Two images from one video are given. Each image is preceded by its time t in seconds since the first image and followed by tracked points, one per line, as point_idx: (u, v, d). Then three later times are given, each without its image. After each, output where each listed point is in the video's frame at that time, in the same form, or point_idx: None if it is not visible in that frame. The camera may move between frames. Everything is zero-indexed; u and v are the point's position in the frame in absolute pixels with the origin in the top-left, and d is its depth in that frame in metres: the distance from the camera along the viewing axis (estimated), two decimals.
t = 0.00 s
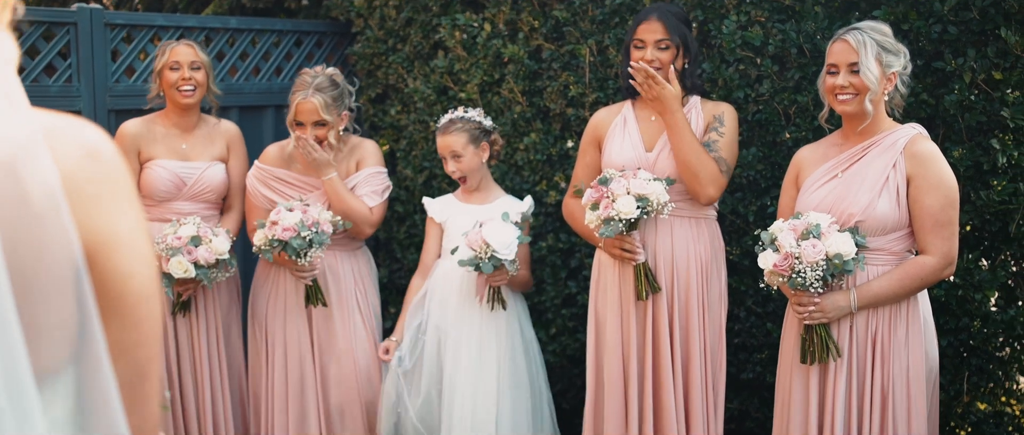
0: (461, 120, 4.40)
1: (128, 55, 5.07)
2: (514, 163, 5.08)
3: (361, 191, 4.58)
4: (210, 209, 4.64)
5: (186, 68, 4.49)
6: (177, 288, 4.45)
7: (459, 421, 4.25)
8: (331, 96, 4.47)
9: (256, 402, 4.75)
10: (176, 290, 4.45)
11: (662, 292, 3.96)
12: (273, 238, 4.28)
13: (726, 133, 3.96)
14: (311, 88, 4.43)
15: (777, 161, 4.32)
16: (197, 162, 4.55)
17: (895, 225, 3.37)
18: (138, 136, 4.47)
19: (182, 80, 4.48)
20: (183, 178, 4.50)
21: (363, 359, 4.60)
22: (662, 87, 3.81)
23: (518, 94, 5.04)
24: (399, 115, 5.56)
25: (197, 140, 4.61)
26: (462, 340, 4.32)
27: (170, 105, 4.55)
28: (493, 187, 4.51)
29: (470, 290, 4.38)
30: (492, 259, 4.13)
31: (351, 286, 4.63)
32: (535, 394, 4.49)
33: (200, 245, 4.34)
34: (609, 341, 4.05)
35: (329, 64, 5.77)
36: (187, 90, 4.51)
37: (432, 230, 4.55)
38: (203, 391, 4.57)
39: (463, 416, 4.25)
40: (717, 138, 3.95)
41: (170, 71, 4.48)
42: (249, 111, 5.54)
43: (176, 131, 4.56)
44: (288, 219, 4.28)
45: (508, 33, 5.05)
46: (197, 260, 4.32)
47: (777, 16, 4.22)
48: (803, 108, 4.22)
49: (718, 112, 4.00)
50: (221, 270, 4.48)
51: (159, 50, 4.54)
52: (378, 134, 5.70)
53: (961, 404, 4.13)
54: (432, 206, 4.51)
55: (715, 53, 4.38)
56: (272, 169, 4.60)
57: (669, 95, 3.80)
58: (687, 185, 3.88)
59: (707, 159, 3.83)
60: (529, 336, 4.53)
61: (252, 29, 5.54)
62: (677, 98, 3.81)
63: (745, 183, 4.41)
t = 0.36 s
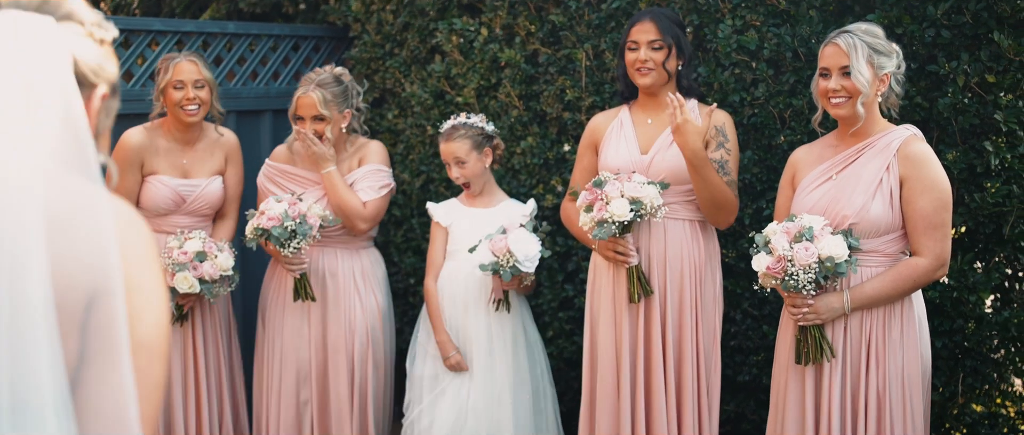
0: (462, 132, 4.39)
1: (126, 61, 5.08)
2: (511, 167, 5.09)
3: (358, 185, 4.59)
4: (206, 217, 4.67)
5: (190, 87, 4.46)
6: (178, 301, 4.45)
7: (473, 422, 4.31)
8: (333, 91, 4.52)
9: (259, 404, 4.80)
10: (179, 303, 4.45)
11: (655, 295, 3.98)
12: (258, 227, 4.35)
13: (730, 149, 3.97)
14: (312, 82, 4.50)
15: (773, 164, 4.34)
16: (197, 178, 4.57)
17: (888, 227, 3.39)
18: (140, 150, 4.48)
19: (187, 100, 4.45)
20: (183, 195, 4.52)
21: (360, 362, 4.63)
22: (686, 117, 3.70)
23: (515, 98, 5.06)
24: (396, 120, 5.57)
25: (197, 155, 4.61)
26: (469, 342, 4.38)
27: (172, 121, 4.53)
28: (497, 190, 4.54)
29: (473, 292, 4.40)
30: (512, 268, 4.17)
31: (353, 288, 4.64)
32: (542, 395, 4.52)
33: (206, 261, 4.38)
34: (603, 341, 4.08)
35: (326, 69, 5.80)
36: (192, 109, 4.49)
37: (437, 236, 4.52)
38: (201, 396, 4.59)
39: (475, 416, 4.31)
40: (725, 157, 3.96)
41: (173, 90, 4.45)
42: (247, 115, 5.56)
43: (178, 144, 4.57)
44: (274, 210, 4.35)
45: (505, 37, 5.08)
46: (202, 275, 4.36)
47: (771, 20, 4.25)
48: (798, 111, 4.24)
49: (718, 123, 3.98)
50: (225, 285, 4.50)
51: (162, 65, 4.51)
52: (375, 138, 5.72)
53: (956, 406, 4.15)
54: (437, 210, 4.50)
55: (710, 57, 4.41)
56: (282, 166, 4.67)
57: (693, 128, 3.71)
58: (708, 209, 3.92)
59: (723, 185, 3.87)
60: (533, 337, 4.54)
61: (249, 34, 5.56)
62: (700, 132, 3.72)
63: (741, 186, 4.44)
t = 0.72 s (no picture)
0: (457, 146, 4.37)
1: (124, 61, 5.09)
2: (509, 167, 5.10)
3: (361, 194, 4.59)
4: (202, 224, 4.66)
5: (199, 102, 4.45)
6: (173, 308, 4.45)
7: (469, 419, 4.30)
8: (339, 90, 4.54)
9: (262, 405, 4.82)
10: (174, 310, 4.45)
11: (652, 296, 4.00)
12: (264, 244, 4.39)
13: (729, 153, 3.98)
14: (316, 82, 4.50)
15: (770, 164, 4.36)
16: (196, 188, 4.57)
17: (881, 223, 3.41)
18: (143, 157, 4.50)
19: (195, 115, 4.45)
20: (182, 203, 4.52)
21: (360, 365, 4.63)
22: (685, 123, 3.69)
23: (512, 98, 5.07)
24: (394, 120, 5.58)
25: (200, 164, 4.63)
26: (468, 343, 4.37)
27: (177, 132, 4.53)
28: (497, 192, 4.54)
29: (472, 291, 4.40)
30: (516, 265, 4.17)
31: (359, 291, 4.65)
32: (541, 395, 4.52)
33: (201, 270, 4.39)
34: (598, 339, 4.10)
35: (324, 69, 5.81)
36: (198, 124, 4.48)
37: (439, 236, 4.59)
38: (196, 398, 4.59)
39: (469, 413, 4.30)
40: (723, 161, 3.97)
41: (182, 104, 4.43)
42: (245, 115, 5.56)
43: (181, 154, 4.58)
44: (278, 225, 4.37)
45: (503, 37, 5.08)
46: (198, 285, 4.36)
47: (768, 20, 4.26)
48: (795, 112, 4.25)
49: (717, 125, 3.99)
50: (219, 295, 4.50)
51: (170, 76, 4.48)
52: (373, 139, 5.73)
53: (952, 406, 4.16)
54: (439, 211, 4.56)
55: (708, 58, 4.42)
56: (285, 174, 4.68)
57: (691, 134, 3.69)
58: (704, 214, 3.93)
59: (722, 191, 3.89)
60: (534, 338, 4.54)
61: (248, 34, 5.57)
62: (697, 138, 3.71)
63: (738, 187, 4.45)
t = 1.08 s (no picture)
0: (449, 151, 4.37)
1: (122, 62, 5.08)
2: (507, 168, 5.11)
3: (366, 191, 4.63)
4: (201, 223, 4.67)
5: (189, 100, 4.45)
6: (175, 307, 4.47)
7: (462, 415, 4.29)
8: (343, 85, 4.59)
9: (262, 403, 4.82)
10: (177, 310, 4.46)
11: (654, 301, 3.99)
12: (281, 254, 4.36)
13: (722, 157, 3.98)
14: (323, 79, 4.54)
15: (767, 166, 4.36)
16: (193, 188, 4.57)
17: (869, 229, 3.41)
18: (136, 159, 4.45)
19: (187, 113, 4.44)
20: (180, 205, 4.52)
21: (360, 359, 4.65)
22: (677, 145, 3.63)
23: (511, 99, 5.06)
24: (392, 121, 5.58)
25: (194, 164, 4.61)
26: (464, 337, 4.35)
27: (168, 133, 4.51)
28: (494, 190, 4.55)
29: (470, 290, 4.40)
30: (525, 258, 4.16)
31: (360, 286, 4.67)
32: (539, 396, 4.52)
33: (201, 269, 4.38)
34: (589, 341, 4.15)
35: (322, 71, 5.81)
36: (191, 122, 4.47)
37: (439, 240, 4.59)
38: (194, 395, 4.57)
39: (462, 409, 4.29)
40: (717, 164, 3.97)
41: (172, 104, 4.43)
42: (243, 117, 5.56)
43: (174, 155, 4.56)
44: (295, 235, 4.33)
45: (501, 39, 5.08)
46: (198, 283, 4.36)
47: (766, 22, 4.26)
48: (792, 114, 4.25)
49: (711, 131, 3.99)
50: (220, 291, 4.51)
51: (158, 76, 4.48)
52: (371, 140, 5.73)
53: (950, 407, 4.16)
54: (438, 213, 4.58)
55: (705, 59, 4.42)
56: (278, 172, 4.66)
57: (683, 153, 3.66)
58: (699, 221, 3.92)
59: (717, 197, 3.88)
60: (532, 338, 4.53)
61: (246, 36, 5.57)
62: (691, 157, 3.67)
63: (736, 188, 4.45)
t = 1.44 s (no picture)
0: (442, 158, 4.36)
1: (119, 63, 5.08)
2: (505, 170, 5.11)
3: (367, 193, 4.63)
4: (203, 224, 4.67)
5: (188, 90, 4.47)
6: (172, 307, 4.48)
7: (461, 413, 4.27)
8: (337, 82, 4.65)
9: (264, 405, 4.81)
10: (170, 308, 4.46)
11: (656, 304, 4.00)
12: (285, 251, 4.33)
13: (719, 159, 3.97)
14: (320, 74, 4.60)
15: (766, 167, 4.35)
16: (192, 187, 4.55)
17: (860, 235, 3.36)
18: (136, 156, 4.45)
19: (185, 103, 4.45)
20: (178, 203, 4.50)
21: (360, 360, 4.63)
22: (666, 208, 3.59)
23: (509, 101, 5.06)
24: (390, 122, 5.57)
25: (195, 162, 4.60)
26: (465, 342, 4.35)
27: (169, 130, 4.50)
28: (490, 191, 4.55)
29: (469, 292, 4.40)
30: (528, 256, 4.15)
31: (361, 287, 4.67)
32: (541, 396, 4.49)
33: (197, 271, 4.35)
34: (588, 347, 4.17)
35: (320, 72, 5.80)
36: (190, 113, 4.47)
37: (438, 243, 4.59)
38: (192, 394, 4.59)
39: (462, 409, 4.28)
40: (710, 199, 3.88)
41: (172, 94, 4.44)
42: (241, 118, 5.56)
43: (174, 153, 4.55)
44: (299, 231, 4.32)
45: (499, 40, 5.08)
46: (193, 285, 4.34)
47: (764, 23, 4.25)
48: (791, 114, 4.25)
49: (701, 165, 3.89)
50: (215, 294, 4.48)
51: (160, 71, 4.51)
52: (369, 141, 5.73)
53: (949, 408, 4.16)
54: (435, 216, 4.58)
55: (704, 60, 4.41)
56: (274, 175, 4.64)
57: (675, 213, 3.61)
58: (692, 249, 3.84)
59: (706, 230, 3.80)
60: (531, 339, 4.51)
61: (244, 37, 5.57)
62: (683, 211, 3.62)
63: (734, 189, 4.44)
